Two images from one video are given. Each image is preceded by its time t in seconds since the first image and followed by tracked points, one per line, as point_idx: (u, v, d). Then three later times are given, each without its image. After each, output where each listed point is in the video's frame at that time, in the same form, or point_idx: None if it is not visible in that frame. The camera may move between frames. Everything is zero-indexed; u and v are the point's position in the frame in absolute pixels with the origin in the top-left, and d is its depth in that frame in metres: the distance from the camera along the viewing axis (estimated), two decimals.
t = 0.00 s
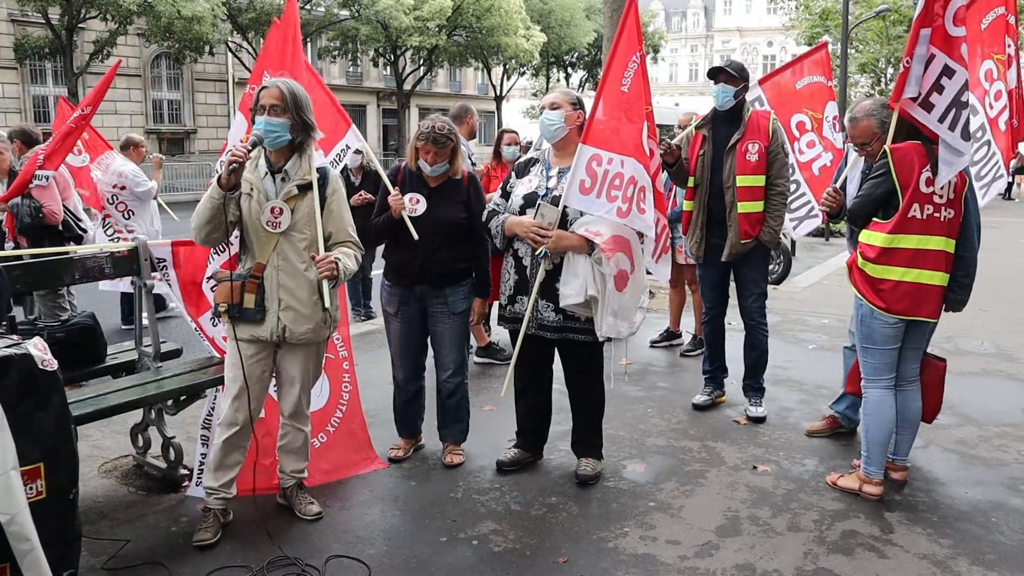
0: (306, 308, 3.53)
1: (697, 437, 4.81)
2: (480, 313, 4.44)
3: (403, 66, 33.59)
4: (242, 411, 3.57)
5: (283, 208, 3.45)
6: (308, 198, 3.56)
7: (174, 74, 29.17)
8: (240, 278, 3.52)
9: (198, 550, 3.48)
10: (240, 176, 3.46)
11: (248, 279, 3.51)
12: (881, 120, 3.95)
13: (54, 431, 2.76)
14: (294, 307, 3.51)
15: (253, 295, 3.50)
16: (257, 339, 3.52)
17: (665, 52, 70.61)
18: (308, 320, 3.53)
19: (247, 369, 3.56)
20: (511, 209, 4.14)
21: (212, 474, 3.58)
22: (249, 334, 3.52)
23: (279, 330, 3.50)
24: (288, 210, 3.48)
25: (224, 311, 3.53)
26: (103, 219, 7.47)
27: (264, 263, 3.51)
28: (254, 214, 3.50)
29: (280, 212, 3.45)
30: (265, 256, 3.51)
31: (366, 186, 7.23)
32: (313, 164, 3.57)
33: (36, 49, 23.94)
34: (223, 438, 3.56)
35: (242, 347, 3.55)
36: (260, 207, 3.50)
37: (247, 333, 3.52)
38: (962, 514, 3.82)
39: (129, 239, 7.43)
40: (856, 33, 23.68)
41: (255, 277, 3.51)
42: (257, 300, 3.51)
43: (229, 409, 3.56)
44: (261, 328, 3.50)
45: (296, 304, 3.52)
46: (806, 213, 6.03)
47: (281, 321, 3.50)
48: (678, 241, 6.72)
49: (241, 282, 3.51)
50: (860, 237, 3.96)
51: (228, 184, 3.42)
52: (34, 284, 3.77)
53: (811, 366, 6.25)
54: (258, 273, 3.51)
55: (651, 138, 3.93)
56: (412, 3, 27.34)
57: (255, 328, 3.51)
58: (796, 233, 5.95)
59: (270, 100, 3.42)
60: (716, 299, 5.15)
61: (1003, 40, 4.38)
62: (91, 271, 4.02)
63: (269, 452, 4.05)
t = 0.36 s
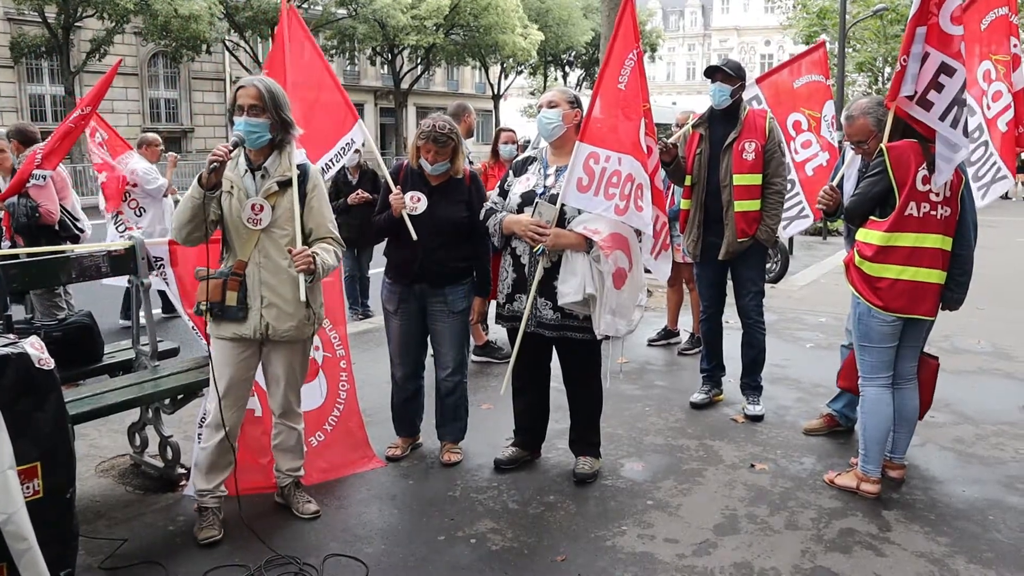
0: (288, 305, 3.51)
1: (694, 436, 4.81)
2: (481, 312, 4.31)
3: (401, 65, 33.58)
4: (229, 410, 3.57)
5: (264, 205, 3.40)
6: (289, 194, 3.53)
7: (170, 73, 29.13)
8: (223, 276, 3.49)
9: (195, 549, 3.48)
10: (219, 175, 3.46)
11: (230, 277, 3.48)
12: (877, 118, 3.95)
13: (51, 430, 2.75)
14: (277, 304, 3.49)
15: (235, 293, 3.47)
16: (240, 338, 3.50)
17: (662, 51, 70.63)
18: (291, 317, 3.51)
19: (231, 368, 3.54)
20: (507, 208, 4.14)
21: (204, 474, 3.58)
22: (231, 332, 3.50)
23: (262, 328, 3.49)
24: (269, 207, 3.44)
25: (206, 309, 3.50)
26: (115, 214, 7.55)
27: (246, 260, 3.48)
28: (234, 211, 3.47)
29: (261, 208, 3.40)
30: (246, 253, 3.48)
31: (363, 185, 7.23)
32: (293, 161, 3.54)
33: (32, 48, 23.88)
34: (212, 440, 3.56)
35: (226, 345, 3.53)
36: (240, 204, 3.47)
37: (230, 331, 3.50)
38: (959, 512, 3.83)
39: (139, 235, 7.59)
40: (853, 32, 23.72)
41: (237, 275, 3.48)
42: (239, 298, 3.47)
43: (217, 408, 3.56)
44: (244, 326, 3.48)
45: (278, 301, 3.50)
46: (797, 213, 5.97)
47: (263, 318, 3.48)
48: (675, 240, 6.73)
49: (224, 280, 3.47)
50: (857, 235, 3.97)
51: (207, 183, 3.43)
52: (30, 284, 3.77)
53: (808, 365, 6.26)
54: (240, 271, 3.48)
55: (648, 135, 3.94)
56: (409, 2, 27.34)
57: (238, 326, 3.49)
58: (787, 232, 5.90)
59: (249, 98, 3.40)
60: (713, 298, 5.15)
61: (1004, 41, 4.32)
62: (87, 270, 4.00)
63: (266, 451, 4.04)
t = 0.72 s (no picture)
0: (267, 304, 3.51)
1: (693, 434, 4.81)
2: (481, 312, 4.37)
3: (399, 64, 33.55)
4: (212, 409, 3.56)
5: (242, 203, 3.39)
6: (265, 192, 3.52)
7: (169, 71, 29.09)
8: (198, 275, 3.45)
9: (193, 547, 3.48)
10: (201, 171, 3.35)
11: (207, 276, 3.45)
12: (874, 116, 3.93)
13: (49, 429, 2.75)
14: (255, 303, 3.49)
15: (213, 292, 3.45)
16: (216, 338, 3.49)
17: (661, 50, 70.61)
18: (269, 316, 3.52)
19: (208, 368, 3.52)
20: (506, 207, 4.13)
21: (197, 476, 3.56)
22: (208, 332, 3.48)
23: (241, 327, 3.48)
24: (246, 205, 3.43)
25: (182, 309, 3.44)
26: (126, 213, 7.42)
27: (223, 259, 3.46)
28: (210, 209, 3.45)
29: (238, 207, 3.39)
30: (223, 252, 3.46)
31: (362, 184, 7.22)
32: (268, 158, 3.52)
33: (30, 46, 23.84)
34: (201, 442, 3.53)
35: (202, 345, 3.52)
36: (217, 203, 3.45)
37: (207, 331, 3.47)
38: (957, 510, 3.83)
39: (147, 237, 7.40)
40: (851, 30, 23.73)
41: (214, 274, 3.45)
42: (217, 297, 3.46)
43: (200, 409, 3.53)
44: (222, 326, 3.46)
45: (257, 300, 3.50)
46: (794, 210, 5.98)
47: (242, 318, 3.48)
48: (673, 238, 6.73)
49: (199, 279, 3.45)
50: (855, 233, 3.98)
51: (191, 181, 3.32)
52: (29, 283, 3.76)
53: (806, 363, 6.26)
54: (217, 270, 3.45)
55: (645, 133, 3.90)
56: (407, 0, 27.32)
57: (215, 325, 3.47)
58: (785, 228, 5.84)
59: (225, 96, 3.39)
60: (711, 296, 5.14)
61: (1002, 37, 4.31)
62: (86, 269, 3.99)
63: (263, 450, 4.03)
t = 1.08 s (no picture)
0: (255, 303, 3.53)
1: (692, 433, 4.81)
2: (486, 314, 4.31)
3: (398, 63, 33.53)
4: (205, 413, 3.54)
5: (226, 203, 3.40)
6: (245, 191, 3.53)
7: (168, 70, 29.07)
8: (184, 278, 3.38)
9: (192, 547, 3.48)
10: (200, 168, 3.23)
11: (194, 278, 3.39)
12: (873, 114, 3.94)
13: (48, 428, 2.76)
14: (244, 303, 3.49)
15: (200, 294, 3.39)
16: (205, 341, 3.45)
17: (660, 49, 70.60)
18: (257, 315, 3.53)
19: (198, 371, 3.49)
20: (505, 205, 4.12)
21: (192, 478, 3.53)
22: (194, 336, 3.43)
23: (230, 328, 3.46)
24: (229, 205, 3.43)
25: (169, 314, 3.35)
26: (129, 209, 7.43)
27: (209, 260, 3.43)
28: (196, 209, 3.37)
29: (222, 207, 3.40)
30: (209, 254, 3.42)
31: (362, 183, 7.23)
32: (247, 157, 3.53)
33: (30, 45, 23.83)
34: (194, 447, 3.50)
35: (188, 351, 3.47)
36: (201, 204, 3.42)
37: (195, 334, 3.42)
38: (956, 509, 3.83)
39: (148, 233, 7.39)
40: (850, 29, 23.73)
41: (201, 276, 3.40)
42: (205, 299, 3.40)
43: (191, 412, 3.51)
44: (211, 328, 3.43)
45: (245, 300, 3.50)
46: (794, 205, 5.96)
47: (231, 318, 3.47)
48: (673, 237, 6.74)
49: (186, 282, 3.37)
50: (852, 231, 3.98)
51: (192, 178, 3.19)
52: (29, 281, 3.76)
53: (805, 362, 6.26)
54: (204, 272, 3.42)
55: (645, 134, 3.89)
56: None
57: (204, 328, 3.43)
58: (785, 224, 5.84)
59: (208, 94, 3.34)
60: (710, 295, 5.14)
61: (997, 40, 4.48)
62: (85, 268, 3.98)
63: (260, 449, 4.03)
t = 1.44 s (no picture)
0: (252, 300, 3.57)
1: (693, 432, 4.81)
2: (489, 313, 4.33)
3: (398, 62, 33.51)
4: (205, 415, 3.53)
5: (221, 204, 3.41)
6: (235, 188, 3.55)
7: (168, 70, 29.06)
8: (185, 281, 3.34)
9: (192, 546, 3.48)
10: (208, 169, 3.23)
11: (195, 280, 3.36)
12: (871, 110, 3.93)
13: (49, 428, 2.76)
14: (243, 303, 3.53)
15: (201, 296, 3.37)
16: (207, 343, 3.45)
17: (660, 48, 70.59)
18: (254, 313, 3.57)
19: (197, 373, 3.48)
20: (505, 205, 4.12)
21: (192, 479, 3.52)
22: (195, 339, 3.42)
23: (231, 328, 3.49)
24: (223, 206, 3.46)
25: (172, 319, 3.32)
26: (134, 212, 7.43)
27: (208, 262, 3.41)
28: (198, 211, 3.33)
29: (216, 207, 3.42)
30: (207, 255, 3.41)
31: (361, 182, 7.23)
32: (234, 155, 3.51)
33: (30, 45, 23.83)
34: (193, 450, 3.48)
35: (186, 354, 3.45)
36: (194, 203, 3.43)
37: (197, 337, 3.42)
38: (957, 508, 3.83)
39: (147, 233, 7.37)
40: (850, 29, 23.71)
41: (201, 278, 3.37)
42: (205, 301, 3.39)
43: (192, 414, 3.49)
44: (212, 329, 3.44)
45: (242, 299, 3.52)
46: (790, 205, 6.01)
47: (231, 318, 3.49)
48: (673, 237, 6.74)
49: (187, 285, 3.33)
50: (850, 230, 3.98)
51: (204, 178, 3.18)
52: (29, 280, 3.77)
53: (805, 361, 6.26)
54: (203, 273, 3.39)
55: (645, 132, 3.88)
56: None
57: (205, 330, 3.43)
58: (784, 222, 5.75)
59: (202, 94, 3.33)
60: (710, 295, 5.14)
61: (997, 39, 4.52)
62: (86, 267, 3.99)
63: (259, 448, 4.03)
